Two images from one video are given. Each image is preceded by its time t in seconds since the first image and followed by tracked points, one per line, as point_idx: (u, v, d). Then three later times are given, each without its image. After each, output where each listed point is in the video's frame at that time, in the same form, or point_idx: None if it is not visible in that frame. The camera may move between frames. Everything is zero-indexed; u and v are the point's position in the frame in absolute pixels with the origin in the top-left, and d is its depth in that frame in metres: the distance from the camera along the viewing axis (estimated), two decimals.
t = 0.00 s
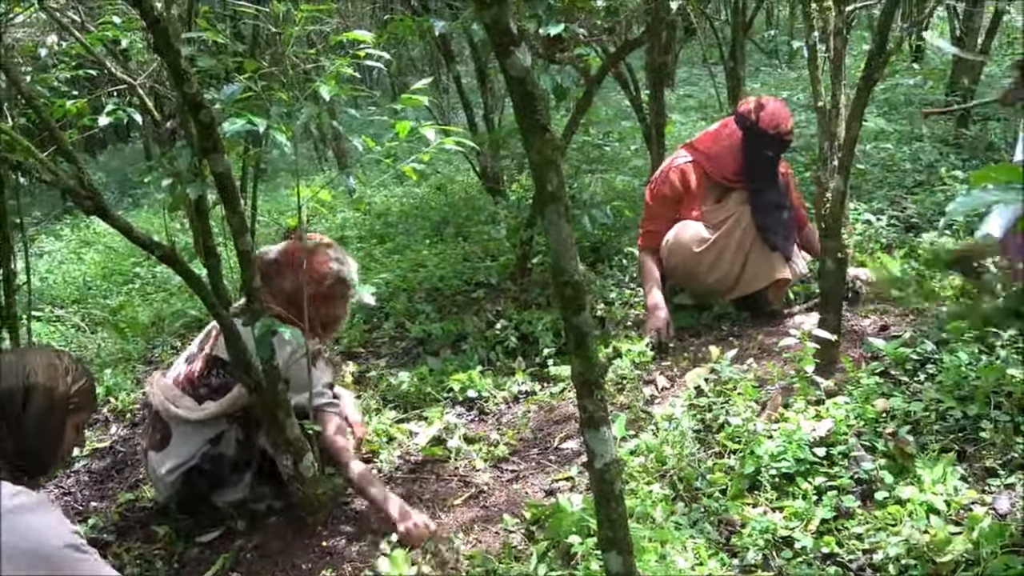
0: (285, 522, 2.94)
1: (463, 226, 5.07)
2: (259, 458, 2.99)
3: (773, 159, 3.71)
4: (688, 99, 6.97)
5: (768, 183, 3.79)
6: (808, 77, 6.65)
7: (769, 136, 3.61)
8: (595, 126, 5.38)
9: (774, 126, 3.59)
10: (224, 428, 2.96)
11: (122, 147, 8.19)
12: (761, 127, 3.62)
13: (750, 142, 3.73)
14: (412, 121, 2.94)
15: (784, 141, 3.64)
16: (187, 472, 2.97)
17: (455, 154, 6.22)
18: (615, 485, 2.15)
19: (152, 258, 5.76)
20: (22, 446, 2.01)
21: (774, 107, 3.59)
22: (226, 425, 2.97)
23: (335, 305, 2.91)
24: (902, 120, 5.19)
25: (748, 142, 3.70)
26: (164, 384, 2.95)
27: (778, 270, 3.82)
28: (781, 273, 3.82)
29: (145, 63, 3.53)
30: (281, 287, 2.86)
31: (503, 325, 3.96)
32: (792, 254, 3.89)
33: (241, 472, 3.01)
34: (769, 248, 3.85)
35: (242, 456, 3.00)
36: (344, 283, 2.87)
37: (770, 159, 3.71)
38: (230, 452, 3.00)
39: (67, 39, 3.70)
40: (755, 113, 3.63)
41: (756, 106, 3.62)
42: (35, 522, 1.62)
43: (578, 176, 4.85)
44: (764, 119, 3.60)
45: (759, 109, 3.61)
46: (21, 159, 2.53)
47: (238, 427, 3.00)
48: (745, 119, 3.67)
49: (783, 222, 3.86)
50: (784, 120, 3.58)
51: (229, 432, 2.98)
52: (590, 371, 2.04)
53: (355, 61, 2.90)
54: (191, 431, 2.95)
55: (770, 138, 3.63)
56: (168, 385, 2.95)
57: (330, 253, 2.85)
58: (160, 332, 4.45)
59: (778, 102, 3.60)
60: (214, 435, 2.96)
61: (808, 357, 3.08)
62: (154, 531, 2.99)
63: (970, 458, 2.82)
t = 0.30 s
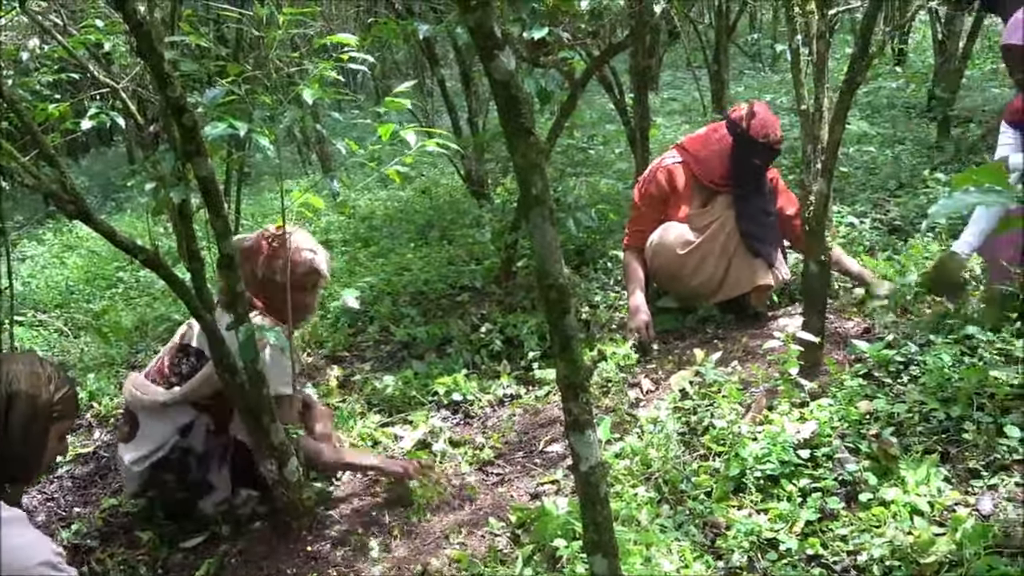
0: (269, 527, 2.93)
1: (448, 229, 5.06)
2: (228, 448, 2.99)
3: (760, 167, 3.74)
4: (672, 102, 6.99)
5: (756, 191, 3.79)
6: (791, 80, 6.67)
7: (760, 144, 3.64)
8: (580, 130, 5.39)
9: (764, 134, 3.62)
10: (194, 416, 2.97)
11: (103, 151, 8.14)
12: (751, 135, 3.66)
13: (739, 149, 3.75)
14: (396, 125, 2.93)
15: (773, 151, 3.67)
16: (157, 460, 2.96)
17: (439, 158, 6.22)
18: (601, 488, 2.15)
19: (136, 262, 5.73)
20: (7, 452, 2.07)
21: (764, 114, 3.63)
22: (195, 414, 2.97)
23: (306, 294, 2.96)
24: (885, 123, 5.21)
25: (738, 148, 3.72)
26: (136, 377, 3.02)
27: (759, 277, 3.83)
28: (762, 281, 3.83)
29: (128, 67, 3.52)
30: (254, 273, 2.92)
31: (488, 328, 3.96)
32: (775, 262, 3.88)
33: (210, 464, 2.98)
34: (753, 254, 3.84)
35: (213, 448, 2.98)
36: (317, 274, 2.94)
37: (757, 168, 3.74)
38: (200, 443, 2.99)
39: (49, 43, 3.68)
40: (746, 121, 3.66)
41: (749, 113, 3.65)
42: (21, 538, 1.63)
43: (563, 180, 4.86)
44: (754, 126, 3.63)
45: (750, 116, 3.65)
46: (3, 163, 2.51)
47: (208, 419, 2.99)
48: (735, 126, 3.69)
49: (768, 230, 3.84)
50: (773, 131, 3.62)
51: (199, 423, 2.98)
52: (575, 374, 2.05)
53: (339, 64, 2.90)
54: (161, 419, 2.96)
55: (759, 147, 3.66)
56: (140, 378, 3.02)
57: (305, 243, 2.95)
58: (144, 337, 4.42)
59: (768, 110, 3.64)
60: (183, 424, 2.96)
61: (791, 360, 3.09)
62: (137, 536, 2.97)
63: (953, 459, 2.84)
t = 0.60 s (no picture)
0: (253, 532, 2.90)
1: (431, 233, 5.07)
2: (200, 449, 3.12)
3: (747, 173, 3.75)
4: (655, 107, 7.01)
5: (740, 195, 3.80)
6: (772, 85, 6.71)
7: (746, 150, 3.65)
8: (563, 134, 5.40)
9: (752, 141, 3.63)
10: (167, 418, 3.05)
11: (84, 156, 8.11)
12: (739, 141, 3.65)
13: (726, 153, 3.76)
14: (378, 129, 2.93)
15: (760, 156, 3.68)
16: (129, 461, 3.03)
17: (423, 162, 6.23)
18: (584, 492, 2.16)
19: (117, 268, 5.69)
20: None
21: (752, 121, 3.64)
22: (169, 416, 3.06)
23: (287, 294, 3.02)
24: (866, 127, 5.24)
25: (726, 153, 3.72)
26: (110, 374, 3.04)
27: (745, 281, 3.80)
28: (747, 284, 3.79)
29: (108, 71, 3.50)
30: (235, 276, 2.93)
31: (471, 332, 3.96)
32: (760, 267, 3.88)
33: (183, 461, 3.14)
34: (738, 259, 3.82)
35: (185, 447, 3.13)
36: (297, 273, 2.97)
37: (745, 174, 3.76)
38: (174, 442, 3.11)
39: (28, 48, 3.66)
40: (735, 126, 3.66)
41: (737, 119, 3.65)
42: (18, 539, 1.67)
43: (547, 184, 4.86)
44: (743, 132, 3.63)
45: (738, 122, 3.65)
46: None
47: (183, 419, 3.09)
48: (723, 131, 3.68)
49: (753, 235, 3.84)
50: (762, 136, 3.62)
51: (173, 423, 3.08)
52: (559, 378, 2.05)
53: (322, 68, 2.89)
54: (137, 420, 3.05)
55: (747, 152, 3.67)
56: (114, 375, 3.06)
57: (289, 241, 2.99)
58: (126, 343, 4.40)
59: (755, 117, 3.66)
60: (158, 424, 3.05)
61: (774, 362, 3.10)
62: (119, 544, 2.96)
63: (935, 461, 2.85)
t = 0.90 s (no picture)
0: (235, 540, 2.88)
1: (414, 238, 5.06)
2: (183, 454, 3.06)
3: (724, 177, 3.72)
4: (637, 112, 7.04)
5: (717, 201, 3.80)
6: (753, 91, 6.74)
7: (723, 155, 3.62)
8: (546, 139, 5.41)
9: (729, 146, 3.60)
10: (150, 424, 3.06)
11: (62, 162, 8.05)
12: (715, 145, 3.63)
13: (703, 158, 3.74)
14: (361, 135, 2.92)
15: (737, 160, 3.66)
16: (111, 468, 3.04)
17: (405, 168, 6.22)
18: (568, 496, 2.17)
19: (98, 274, 5.66)
20: None
21: (730, 125, 3.62)
22: (152, 421, 3.06)
23: (270, 299, 3.03)
24: (846, 133, 5.28)
25: (703, 158, 3.70)
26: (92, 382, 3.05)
27: (720, 286, 3.86)
28: (723, 289, 3.86)
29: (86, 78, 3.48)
30: (219, 283, 2.91)
31: (454, 338, 3.96)
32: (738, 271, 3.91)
33: (168, 469, 3.09)
34: (716, 264, 3.86)
35: (169, 454, 3.09)
36: (282, 279, 2.99)
37: (721, 177, 3.73)
38: (158, 448, 3.09)
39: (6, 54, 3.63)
40: (711, 130, 3.63)
41: (714, 124, 3.62)
42: None
43: (529, 190, 4.87)
44: (719, 137, 3.61)
45: (715, 126, 3.62)
46: None
47: (166, 425, 3.09)
48: (700, 135, 3.66)
49: (731, 239, 3.86)
50: (738, 141, 3.60)
51: (156, 429, 3.07)
52: (542, 383, 2.06)
53: (304, 74, 2.89)
54: (119, 426, 3.04)
55: (723, 157, 3.64)
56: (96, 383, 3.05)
57: (269, 246, 2.99)
58: (107, 350, 4.37)
59: (733, 121, 3.63)
60: (141, 431, 3.05)
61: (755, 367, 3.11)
62: (100, 552, 2.94)
63: (916, 465, 2.87)
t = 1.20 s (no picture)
0: (217, 549, 2.86)
1: (397, 245, 5.06)
2: (160, 462, 3.06)
3: (705, 183, 3.78)
4: (619, 119, 7.06)
5: (699, 206, 3.85)
6: (735, 97, 6.78)
7: (705, 161, 3.68)
8: (529, 146, 5.42)
9: (710, 152, 3.66)
10: (127, 430, 3.06)
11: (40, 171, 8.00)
12: (697, 152, 3.68)
13: (684, 165, 3.78)
14: (343, 142, 2.92)
15: (718, 166, 3.71)
16: (87, 474, 3.04)
17: (389, 175, 6.22)
18: (551, 504, 2.17)
19: (79, 282, 5.63)
20: None
21: (710, 131, 3.66)
22: (129, 427, 3.06)
23: (248, 301, 3.02)
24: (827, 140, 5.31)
25: (685, 165, 3.74)
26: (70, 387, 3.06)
27: (706, 290, 3.85)
28: (709, 293, 3.84)
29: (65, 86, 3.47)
30: (199, 289, 2.90)
31: (437, 346, 3.97)
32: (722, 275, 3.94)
33: (144, 476, 3.08)
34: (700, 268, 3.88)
35: (146, 462, 3.08)
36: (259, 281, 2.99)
37: (702, 183, 3.78)
38: (135, 455, 3.08)
39: None
40: (691, 137, 3.67)
41: (693, 131, 3.67)
42: None
43: (512, 197, 4.88)
44: (700, 144, 3.66)
45: (695, 133, 3.66)
46: None
47: (143, 432, 3.09)
48: (681, 143, 3.70)
49: (712, 243, 3.91)
50: (719, 147, 3.65)
51: (133, 436, 3.07)
52: (524, 392, 2.06)
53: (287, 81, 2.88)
54: (96, 432, 3.05)
55: (704, 163, 3.70)
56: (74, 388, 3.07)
57: (246, 249, 2.96)
58: (88, 358, 4.35)
59: (712, 127, 3.68)
60: (117, 437, 3.05)
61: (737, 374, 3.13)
62: (81, 561, 2.92)
63: (897, 471, 2.87)
